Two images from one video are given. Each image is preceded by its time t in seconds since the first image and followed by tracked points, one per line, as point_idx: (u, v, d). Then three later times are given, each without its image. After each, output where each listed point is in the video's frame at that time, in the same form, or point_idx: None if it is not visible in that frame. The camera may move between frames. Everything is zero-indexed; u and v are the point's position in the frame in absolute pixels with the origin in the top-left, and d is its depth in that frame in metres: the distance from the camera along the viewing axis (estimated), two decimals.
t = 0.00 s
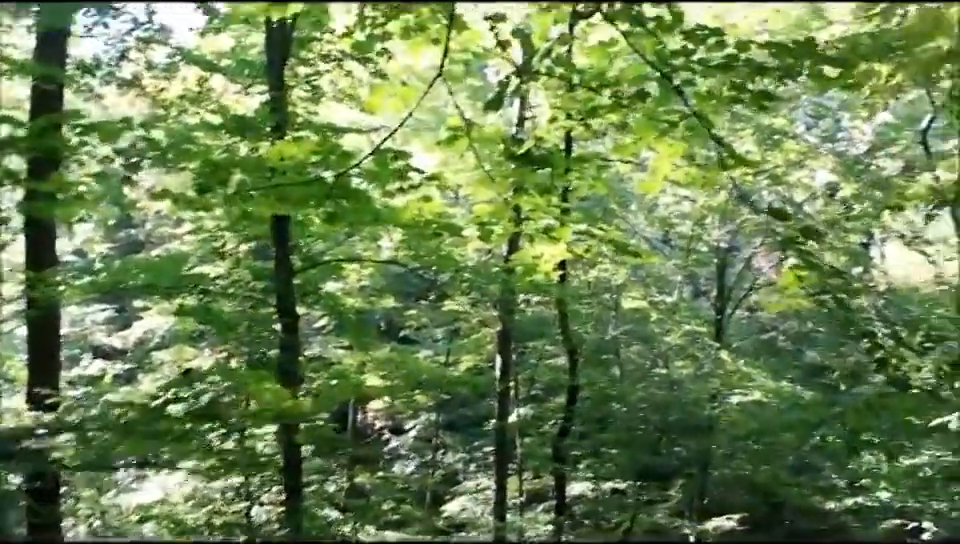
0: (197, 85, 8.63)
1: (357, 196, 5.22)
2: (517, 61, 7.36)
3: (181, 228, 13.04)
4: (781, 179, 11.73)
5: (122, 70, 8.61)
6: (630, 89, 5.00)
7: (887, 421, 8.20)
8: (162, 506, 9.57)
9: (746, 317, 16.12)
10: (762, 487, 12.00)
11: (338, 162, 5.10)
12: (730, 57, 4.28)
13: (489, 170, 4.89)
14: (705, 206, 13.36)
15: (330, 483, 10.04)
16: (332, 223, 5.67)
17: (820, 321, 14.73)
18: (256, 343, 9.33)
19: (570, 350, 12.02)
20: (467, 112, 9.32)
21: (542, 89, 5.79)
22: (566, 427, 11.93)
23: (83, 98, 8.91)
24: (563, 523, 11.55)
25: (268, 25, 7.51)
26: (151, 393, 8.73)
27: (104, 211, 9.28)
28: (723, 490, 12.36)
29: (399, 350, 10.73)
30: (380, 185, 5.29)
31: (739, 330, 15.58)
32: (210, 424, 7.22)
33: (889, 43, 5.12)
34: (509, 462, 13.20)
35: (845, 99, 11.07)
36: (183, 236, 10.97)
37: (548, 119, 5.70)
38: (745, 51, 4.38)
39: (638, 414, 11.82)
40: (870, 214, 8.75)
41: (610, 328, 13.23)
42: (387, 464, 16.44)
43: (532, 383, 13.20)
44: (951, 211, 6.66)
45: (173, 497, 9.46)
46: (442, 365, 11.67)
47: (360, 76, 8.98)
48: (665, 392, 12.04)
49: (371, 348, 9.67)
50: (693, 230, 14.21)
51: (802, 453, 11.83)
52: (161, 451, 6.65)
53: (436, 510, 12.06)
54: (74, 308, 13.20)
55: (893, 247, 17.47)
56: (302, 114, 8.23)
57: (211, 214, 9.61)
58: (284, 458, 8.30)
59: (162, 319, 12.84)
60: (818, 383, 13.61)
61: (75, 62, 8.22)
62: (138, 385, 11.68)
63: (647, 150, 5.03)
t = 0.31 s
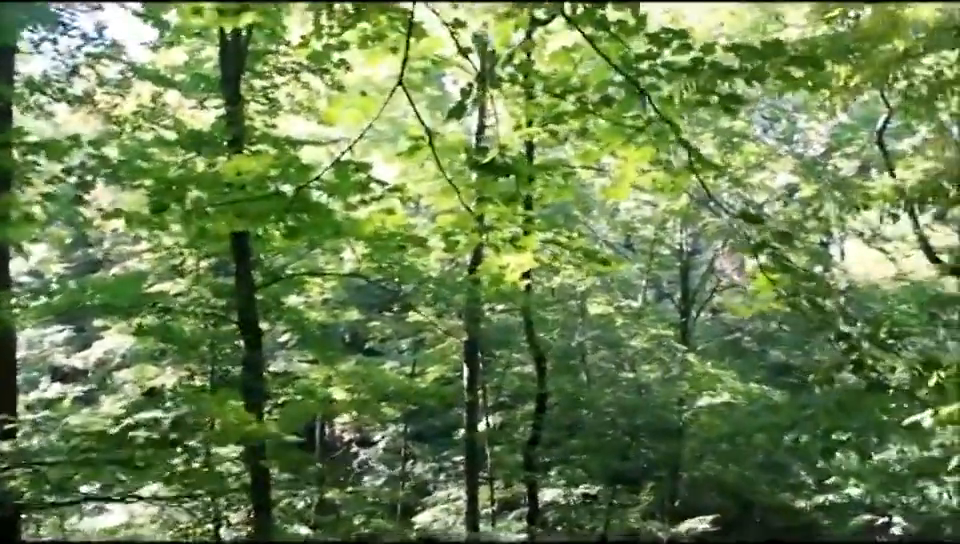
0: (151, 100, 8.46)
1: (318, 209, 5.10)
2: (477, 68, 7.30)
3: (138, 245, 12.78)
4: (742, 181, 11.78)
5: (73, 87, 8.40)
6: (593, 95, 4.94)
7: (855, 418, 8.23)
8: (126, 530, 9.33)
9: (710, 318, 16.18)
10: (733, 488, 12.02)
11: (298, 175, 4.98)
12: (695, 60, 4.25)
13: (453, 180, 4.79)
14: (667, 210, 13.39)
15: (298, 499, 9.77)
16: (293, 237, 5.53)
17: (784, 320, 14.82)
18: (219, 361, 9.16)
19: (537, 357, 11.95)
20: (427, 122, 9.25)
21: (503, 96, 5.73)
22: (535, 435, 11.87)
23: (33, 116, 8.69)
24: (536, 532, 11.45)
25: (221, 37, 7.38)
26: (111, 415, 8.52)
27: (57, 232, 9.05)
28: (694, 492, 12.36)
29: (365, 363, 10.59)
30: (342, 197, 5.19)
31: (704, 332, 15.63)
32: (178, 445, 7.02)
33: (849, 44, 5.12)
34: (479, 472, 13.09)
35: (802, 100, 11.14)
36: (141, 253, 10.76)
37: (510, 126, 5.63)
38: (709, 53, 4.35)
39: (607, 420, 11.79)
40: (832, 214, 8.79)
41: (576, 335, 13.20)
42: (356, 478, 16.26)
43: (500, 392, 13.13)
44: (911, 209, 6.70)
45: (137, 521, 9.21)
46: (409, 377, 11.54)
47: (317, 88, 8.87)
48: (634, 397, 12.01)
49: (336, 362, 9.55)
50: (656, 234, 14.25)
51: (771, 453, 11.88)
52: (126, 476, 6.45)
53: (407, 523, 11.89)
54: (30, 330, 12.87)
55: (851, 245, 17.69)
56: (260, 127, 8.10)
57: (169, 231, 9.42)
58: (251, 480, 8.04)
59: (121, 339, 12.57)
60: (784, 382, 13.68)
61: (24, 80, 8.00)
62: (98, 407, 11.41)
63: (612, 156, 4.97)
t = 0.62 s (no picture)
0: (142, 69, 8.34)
1: (310, 180, 5.00)
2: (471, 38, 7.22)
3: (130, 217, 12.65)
4: (739, 154, 11.70)
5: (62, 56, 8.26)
6: (591, 65, 4.83)
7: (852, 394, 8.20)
8: (121, 502, 9.31)
9: (705, 292, 16.17)
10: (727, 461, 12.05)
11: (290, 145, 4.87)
12: (697, 29, 4.16)
13: (447, 151, 4.69)
14: (664, 183, 13.31)
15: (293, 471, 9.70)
16: (285, 207, 5.44)
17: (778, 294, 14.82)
18: (212, 334, 9.11)
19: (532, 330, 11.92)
20: (421, 92, 9.14)
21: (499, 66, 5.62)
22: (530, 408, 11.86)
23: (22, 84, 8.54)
24: (531, 505, 11.47)
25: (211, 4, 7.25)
26: (105, 387, 8.48)
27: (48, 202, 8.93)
28: (688, 465, 12.39)
29: (360, 336, 10.52)
30: (335, 168, 5.11)
31: (699, 306, 15.63)
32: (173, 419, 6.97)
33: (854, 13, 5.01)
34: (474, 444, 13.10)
35: (800, 73, 11.04)
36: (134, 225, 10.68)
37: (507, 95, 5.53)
38: (711, 22, 4.26)
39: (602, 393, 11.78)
40: (831, 189, 8.70)
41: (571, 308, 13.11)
42: (351, 450, 16.31)
43: (495, 365, 13.11)
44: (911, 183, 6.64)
45: (132, 493, 9.19)
46: (403, 349, 11.50)
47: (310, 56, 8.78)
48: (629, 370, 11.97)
49: (331, 335, 9.51)
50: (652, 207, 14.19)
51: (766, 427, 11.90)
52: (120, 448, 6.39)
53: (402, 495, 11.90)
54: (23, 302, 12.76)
55: (846, 219, 17.68)
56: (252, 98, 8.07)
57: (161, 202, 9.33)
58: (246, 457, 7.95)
59: (115, 310, 12.48)
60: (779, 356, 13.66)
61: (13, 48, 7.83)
62: (91, 378, 11.34)
63: (610, 127, 4.86)
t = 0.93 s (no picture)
0: (162, 66, 8.33)
1: (325, 179, 4.95)
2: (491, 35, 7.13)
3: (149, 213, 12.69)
4: (759, 159, 11.56)
5: (83, 51, 8.26)
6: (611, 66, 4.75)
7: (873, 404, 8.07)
8: (135, 499, 9.30)
9: (724, 298, 16.04)
10: (744, 470, 11.92)
11: (306, 143, 4.81)
12: (719, 29, 4.06)
13: (464, 152, 4.62)
14: (683, 188, 13.20)
15: (307, 470, 9.58)
16: (301, 206, 5.40)
17: (798, 301, 14.66)
18: (228, 331, 9.09)
19: (548, 334, 11.84)
20: (440, 92, 9.07)
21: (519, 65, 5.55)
22: (545, 413, 11.77)
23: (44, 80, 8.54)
24: (544, 510, 11.40)
25: None
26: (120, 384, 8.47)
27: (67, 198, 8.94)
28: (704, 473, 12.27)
29: (375, 337, 10.47)
30: (351, 167, 5.06)
31: (717, 311, 15.51)
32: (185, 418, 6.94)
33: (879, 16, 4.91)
34: (489, 447, 13.03)
35: (823, 77, 10.91)
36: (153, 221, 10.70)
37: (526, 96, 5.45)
38: (735, 22, 4.16)
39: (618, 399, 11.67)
40: (854, 195, 8.57)
41: (588, 311, 13.00)
42: (365, 450, 16.29)
43: (511, 368, 13.04)
44: (936, 189, 6.51)
45: (146, 489, 9.19)
46: (419, 351, 11.44)
47: (330, 55, 8.73)
48: (646, 376, 11.85)
49: (346, 335, 9.47)
50: (671, 212, 14.09)
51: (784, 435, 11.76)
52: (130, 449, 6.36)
53: (415, 497, 11.86)
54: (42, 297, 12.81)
55: (868, 225, 17.48)
56: (271, 95, 8.02)
57: (179, 199, 9.33)
58: (260, 464, 7.89)
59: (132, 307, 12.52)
60: (798, 364, 13.51)
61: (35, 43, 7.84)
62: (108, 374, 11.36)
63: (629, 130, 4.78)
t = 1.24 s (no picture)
0: (189, 66, 8.36)
1: (347, 180, 4.92)
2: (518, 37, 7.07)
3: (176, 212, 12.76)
4: (788, 166, 11.42)
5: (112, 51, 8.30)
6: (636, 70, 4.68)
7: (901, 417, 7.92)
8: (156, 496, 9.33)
9: (750, 305, 15.87)
10: (767, 479, 11.77)
11: (328, 145, 4.78)
12: (748, 32, 3.97)
13: (486, 154, 4.56)
14: (710, 194, 13.08)
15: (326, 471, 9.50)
16: (323, 207, 5.37)
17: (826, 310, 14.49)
18: (249, 331, 9.09)
19: (571, 339, 11.76)
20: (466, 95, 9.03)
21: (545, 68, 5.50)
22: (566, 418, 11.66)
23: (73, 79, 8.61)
24: (564, 517, 11.30)
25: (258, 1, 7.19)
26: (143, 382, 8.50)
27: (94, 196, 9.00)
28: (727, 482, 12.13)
29: (397, 339, 10.44)
30: (371, 169, 5.02)
31: (743, 319, 15.35)
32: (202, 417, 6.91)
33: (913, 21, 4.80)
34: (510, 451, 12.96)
35: (854, 84, 10.76)
36: (178, 220, 10.75)
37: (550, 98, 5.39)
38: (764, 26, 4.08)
39: (640, 404, 11.65)
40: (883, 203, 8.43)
41: (612, 317, 12.90)
42: (387, 452, 16.27)
43: (533, 372, 12.97)
44: None
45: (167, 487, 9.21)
46: (441, 353, 11.40)
47: (356, 56, 8.71)
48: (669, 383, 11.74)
49: (368, 336, 9.43)
50: (698, 218, 13.97)
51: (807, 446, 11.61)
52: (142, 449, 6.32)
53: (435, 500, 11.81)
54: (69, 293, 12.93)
55: (898, 234, 17.26)
56: (296, 96, 8.01)
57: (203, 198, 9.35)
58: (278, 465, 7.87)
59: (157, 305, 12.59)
60: (824, 373, 13.33)
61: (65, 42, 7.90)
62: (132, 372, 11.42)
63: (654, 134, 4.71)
